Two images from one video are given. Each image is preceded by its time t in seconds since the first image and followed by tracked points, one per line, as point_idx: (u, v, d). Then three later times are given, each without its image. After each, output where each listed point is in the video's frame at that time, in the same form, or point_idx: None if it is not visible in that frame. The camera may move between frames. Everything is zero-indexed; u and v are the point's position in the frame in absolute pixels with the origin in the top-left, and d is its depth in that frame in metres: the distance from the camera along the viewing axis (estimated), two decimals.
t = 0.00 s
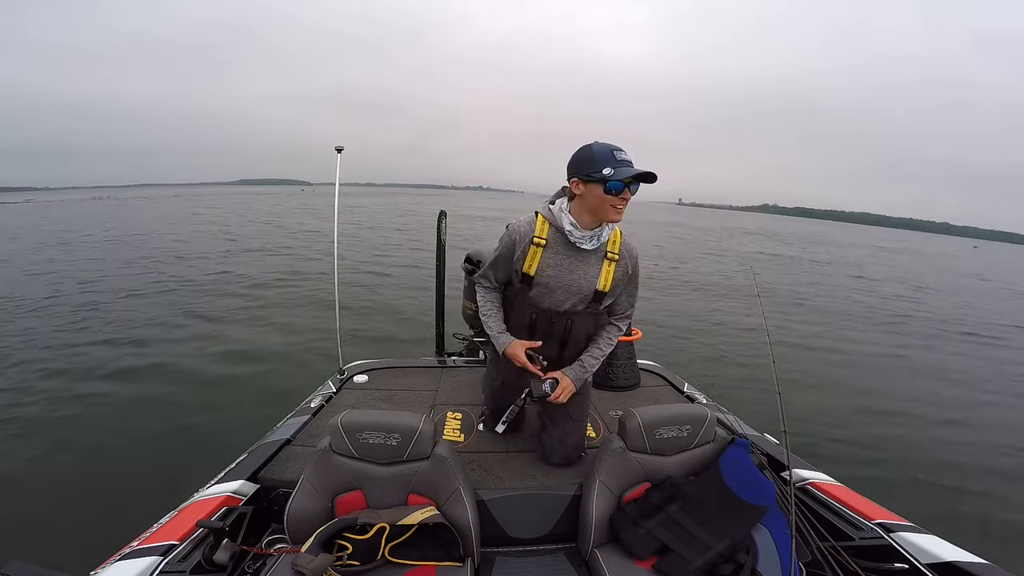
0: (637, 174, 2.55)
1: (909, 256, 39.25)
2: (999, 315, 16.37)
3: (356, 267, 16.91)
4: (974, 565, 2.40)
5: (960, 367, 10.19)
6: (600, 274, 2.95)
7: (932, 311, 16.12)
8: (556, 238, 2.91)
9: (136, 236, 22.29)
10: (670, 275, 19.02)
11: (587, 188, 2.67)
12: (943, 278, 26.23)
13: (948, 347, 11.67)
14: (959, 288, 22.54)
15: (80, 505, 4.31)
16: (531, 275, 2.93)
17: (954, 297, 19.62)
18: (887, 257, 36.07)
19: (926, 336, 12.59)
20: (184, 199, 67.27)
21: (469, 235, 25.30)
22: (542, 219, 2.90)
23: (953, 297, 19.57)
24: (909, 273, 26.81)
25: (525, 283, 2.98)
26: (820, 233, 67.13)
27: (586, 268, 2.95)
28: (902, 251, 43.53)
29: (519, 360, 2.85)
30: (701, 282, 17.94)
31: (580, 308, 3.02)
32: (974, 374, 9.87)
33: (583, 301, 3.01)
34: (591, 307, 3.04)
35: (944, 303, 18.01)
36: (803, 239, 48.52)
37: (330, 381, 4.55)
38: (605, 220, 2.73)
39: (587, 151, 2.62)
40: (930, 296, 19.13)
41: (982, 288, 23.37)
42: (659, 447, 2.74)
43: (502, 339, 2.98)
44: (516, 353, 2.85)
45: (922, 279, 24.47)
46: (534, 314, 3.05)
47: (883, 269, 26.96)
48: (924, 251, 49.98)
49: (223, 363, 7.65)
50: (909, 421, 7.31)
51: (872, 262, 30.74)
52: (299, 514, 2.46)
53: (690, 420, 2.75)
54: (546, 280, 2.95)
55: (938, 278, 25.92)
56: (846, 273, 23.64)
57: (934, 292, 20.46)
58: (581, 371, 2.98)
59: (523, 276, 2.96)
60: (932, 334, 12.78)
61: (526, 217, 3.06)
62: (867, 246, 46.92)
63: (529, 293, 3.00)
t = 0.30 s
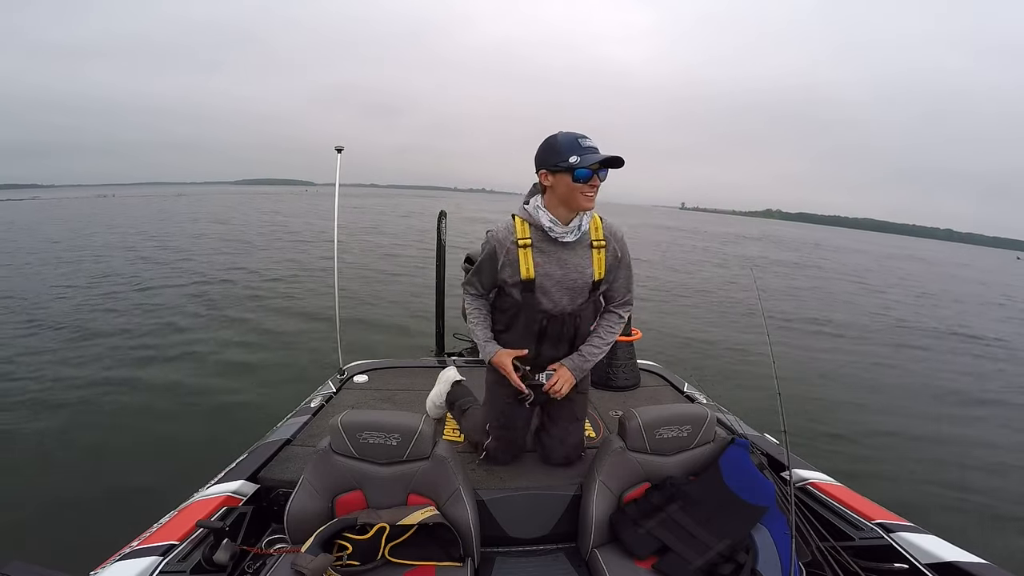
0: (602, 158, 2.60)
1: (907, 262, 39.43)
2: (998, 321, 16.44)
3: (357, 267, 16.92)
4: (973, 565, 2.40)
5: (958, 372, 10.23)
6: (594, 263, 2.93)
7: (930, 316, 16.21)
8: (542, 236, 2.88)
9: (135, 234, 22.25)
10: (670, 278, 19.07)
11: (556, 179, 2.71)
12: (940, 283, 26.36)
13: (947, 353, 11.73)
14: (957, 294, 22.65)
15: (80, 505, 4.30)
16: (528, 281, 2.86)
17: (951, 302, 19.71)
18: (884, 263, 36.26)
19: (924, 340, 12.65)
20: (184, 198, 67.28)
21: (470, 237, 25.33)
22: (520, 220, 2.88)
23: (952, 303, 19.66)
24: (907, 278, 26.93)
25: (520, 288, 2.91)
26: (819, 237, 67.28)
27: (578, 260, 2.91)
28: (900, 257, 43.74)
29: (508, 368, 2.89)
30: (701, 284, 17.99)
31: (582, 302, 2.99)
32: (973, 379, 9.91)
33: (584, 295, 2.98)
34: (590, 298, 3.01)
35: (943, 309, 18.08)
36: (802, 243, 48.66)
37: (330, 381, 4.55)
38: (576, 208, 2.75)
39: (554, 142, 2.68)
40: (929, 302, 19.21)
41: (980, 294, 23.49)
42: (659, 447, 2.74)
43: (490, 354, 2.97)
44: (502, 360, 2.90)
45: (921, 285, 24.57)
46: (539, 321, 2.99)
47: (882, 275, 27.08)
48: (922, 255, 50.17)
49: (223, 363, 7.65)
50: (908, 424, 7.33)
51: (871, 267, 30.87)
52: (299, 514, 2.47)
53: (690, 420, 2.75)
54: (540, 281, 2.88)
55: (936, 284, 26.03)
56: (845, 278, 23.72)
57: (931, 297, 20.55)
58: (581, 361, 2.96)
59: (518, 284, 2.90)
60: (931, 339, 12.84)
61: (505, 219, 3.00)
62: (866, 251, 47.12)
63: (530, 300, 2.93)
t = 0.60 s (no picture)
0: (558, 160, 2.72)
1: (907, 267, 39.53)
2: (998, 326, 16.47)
3: (358, 270, 16.94)
4: (974, 565, 2.40)
5: (958, 375, 10.25)
6: (556, 253, 3.06)
7: (930, 321, 16.24)
8: (507, 235, 2.90)
9: (136, 237, 22.28)
10: (670, 282, 19.14)
11: (516, 178, 2.77)
12: (940, 289, 26.40)
13: (947, 356, 11.74)
14: (958, 299, 22.69)
15: (80, 506, 4.30)
16: (499, 281, 2.83)
17: (952, 308, 19.71)
18: (884, 268, 36.35)
19: (924, 344, 12.68)
20: (185, 199, 67.40)
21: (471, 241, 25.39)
22: (485, 224, 2.86)
23: (952, 308, 19.69)
24: (908, 283, 26.94)
25: (492, 290, 2.87)
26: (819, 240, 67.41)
27: (543, 253, 3.01)
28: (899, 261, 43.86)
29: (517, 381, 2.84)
30: (701, 288, 18.06)
31: (551, 293, 3.07)
32: (973, 382, 9.92)
33: (551, 286, 3.05)
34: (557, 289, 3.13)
35: (944, 313, 18.11)
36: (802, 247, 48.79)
37: (329, 381, 4.55)
38: (534, 208, 2.85)
39: (515, 143, 2.74)
40: (929, 307, 19.25)
41: (981, 299, 23.52)
42: (659, 447, 2.74)
43: (491, 375, 2.82)
44: (511, 378, 2.82)
45: (921, 290, 24.63)
46: (518, 320, 2.94)
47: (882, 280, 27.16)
48: (922, 260, 50.21)
49: (224, 365, 7.65)
50: (908, 427, 7.33)
51: (872, 272, 30.94)
52: (300, 514, 2.47)
53: (690, 420, 2.75)
54: (511, 280, 2.89)
55: (936, 289, 26.06)
56: (845, 283, 23.73)
57: (931, 302, 20.58)
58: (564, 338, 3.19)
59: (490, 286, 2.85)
60: (930, 343, 12.87)
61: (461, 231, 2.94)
62: (865, 256, 47.26)
63: (504, 299, 2.89)
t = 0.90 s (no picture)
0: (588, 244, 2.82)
1: (907, 270, 39.53)
2: (998, 330, 16.48)
3: (358, 271, 16.92)
4: (973, 565, 2.40)
5: (958, 378, 10.26)
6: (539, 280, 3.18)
7: (930, 324, 16.26)
8: (511, 271, 2.92)
9: (136, 237, 22.25)
10: (671, 284, 19.14)
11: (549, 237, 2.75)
12: (941, 292, 26.41)
13: (947, 359, 11.75)
14: (958, 303, 22.70)
15: (79, 505, 4.30)
16: (492, 308, 2.91)
17: (952, 311, 19.72)
18: (884, 271, 36.37)
19: (924, 347, 12.68)
20: (185, 200, 67.33)
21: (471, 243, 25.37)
22: (497, 258, 2.84)
23: (952, 311, 19.70)
24: (908, 287, 26.97)
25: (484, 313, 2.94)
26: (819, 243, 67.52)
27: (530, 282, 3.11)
28: (899, 264, 43.92)
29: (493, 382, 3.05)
30: (701, 291, 18.06)
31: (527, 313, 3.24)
32: (973, 384, 9.93)
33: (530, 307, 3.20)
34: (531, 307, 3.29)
35: (944, 316, 18.11)
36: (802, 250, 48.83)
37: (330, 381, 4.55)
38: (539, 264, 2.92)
39: (572, 208, 2.66)
40: (929, 310, 19.26)
41: (981, 303, 23.52)
42: (659, 447, 2.74)
43: (473, 379, 2.94)
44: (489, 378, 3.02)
45: (922, 294, 24.64)
46: (494, 335, 3.08)
47: (882, 283, 27.19)
48: (923, 263, 50.23)
49: (224, 365, 7.64)
50: (909, 428, 7.33)
51: (872, 276, 30.93)
52: (299, 514, 2.47)
53: (690, 420, 2.75)
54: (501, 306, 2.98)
55: (937, 292, 26.07)
56: (845, 286, 23.75)
57: (932, 306, 20.60)
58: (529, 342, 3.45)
59: (484, 309, 2.92)
60: (930, 346, 12.88)
61: (470, 255, 2.85)
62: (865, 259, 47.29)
63: (490, 319, 3.00)
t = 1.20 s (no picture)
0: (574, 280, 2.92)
1: (909, 267, 39.48)
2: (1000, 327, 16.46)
3: (358, 270, 16.92)
4: (974, 565, 2.40)
5: (959, 376, 10.24)
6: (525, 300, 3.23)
7: (931, 321, 16.25)
8: (500, 295, 2.95)
9: (136, 237, 22.24)
10: (671, 283, 19.12)
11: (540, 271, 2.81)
12: (945, 290, 26.26)
13: (949, 356, 11.72)
14: (959, 300, 22.70)
15: (79, 505, 4.30)
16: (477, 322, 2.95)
17: (953, 308, 19.70)
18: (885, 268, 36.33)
19: (926, 345, 12.66)
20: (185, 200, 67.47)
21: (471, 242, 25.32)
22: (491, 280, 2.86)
23: (953, 308, 19.68)
24: (910, 284, 26.94)
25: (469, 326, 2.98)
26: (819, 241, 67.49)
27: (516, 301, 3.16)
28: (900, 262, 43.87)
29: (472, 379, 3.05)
30: (702, 290, 18.04)
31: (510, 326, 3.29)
32: (974, 382, 9.91)
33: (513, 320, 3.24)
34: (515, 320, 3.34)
35: (945, 314, 18.09)
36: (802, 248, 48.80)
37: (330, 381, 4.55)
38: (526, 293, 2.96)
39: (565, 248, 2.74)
40: (930, 307, 19.23)
41: (983, 300, 23.50)
42: (659, 448, 2.74)
43: (454, 376, 2.96)
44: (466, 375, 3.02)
45: (923, 291, 24.61)
46: (475, 343, 3.12)
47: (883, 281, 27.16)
48: (925, 261, 50.02)
49: (224, 365, 7.64)
50: (910, 426, 7.32)
51: (873, 273, 30.91)
52: (299, 513, 2.47)
53: (691, 420, 2.75)
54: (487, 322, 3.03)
55: (938, 290, 26.02)
56: (846, 284, 23.73)
57: (933, 303, 20.58)
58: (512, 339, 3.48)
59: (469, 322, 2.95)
60: (931, 343, 12.87)
61: (465, 272, 2.86)
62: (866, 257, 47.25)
63: (473, 330, 3.03)
